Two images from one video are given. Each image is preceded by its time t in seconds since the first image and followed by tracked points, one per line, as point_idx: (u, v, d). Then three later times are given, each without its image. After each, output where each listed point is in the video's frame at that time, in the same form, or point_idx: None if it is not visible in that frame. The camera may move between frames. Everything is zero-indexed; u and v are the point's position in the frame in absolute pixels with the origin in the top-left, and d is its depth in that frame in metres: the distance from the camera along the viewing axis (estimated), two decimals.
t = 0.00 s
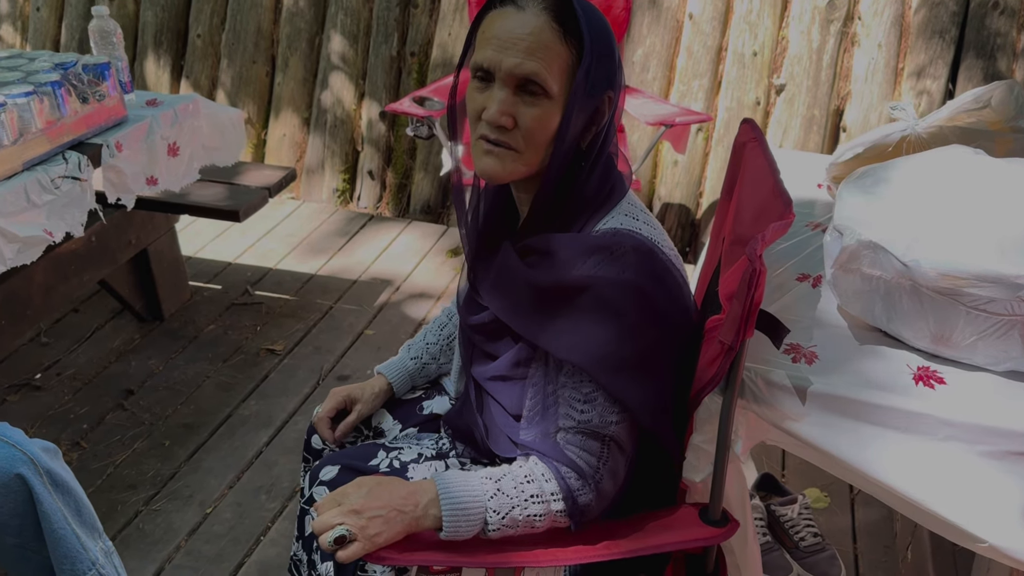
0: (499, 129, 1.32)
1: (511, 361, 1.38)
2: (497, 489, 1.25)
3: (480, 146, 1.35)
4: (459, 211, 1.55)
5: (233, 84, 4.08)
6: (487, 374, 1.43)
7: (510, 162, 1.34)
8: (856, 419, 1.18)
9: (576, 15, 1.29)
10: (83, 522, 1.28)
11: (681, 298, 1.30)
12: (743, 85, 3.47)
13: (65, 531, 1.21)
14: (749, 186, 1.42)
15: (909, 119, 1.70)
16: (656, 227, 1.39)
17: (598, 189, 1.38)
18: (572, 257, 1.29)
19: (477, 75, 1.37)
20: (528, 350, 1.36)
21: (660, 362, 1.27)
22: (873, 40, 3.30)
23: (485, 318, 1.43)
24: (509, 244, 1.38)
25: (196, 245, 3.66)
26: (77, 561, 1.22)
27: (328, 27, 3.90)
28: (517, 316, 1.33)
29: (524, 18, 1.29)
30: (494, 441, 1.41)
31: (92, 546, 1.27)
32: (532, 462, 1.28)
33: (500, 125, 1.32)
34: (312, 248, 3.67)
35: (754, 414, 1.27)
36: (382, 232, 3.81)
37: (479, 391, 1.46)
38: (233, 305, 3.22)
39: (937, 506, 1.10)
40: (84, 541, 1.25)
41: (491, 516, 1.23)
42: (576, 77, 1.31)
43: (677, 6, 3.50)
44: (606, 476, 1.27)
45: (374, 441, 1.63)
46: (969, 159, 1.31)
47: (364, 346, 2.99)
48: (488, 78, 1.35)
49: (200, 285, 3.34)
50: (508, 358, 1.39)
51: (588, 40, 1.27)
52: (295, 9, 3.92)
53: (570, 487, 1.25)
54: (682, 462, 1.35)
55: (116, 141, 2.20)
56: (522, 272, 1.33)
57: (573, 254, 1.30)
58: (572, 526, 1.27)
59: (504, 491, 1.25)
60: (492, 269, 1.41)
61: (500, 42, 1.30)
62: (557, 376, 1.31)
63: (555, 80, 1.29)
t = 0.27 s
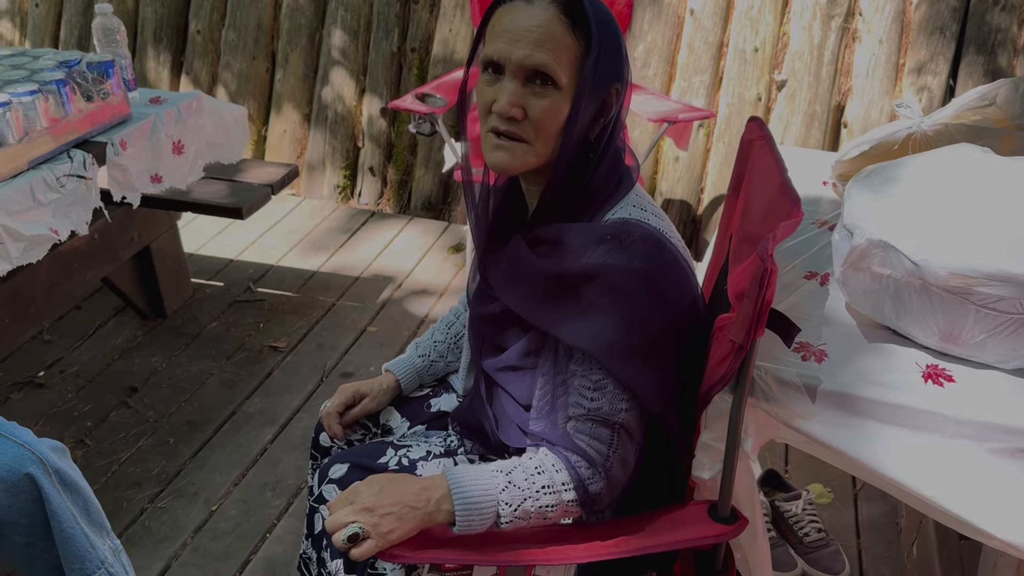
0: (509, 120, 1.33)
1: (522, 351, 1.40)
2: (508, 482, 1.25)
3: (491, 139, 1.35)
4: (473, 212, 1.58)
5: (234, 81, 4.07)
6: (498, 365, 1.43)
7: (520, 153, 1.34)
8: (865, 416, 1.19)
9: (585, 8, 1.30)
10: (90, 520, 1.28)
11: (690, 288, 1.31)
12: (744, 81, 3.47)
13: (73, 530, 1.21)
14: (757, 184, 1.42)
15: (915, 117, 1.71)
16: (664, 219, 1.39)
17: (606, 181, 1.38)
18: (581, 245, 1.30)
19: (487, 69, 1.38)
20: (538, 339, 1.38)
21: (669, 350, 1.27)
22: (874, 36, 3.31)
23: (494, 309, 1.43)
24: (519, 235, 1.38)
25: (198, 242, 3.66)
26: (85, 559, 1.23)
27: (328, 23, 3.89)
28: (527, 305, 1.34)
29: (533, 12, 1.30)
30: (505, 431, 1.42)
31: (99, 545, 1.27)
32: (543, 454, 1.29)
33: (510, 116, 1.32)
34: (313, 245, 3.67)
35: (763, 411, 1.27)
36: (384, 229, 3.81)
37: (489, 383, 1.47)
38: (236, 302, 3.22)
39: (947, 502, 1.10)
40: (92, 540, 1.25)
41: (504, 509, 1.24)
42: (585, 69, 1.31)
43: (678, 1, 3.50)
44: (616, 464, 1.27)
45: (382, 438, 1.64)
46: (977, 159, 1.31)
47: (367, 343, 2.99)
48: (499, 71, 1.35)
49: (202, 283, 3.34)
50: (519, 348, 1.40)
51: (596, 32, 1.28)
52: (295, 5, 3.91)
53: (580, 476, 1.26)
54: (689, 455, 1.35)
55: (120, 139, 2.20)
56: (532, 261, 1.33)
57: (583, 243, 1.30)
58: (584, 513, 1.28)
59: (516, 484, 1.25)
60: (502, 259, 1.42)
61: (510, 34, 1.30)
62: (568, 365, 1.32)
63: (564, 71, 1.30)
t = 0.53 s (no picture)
0: (509, 112, 1.32)
1: (523, 344, 1.40)
2: (510, 476, 1.26)
3: (491, 131, 1.35)
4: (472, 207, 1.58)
5: (230, 77, 4.06)
6: (498, 359, 1.43)
7: (519, 145, 1.33)
8: (865, 412, 1.19)
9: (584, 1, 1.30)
10: (89, 519, 1.28)
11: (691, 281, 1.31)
12: (740, 77, 3.47)
13: (72, 529, 1.21)
14: (756, 181, 1.42)
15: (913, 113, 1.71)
16: (663, 213, 1.39)
17: (605, 174, 1.38)
18: (581, 238, 1.30)
19: (487, 63, 1.38)
20: (539, 331, 1.38)
21: (669, 342, 1.27)
22: (870, 32, 3.31)
23: (495, 303, 1.43)
24: (519, 229, 1.39)
25: (194, 239, 3.65)
26: (84, 558, 1.22)
27: (325, 19, 3.88)
28: (527, 298, 1.34)
29: (533, 5, 1.30)
30: (504, 423, 1.42)
31: (98, 544, 1.26)
32: (543, 447, 1.29)
33: (509, 109, 1.31)
34: (310, 242, 3.66)
35: (764, 409, 1.28)
36: (381, 226, 3.81)
37: (489, 379, 1.48)
38: (233, 299, 3.22)
39: (945, 498, 1.10)
40: (91, 538, 1.25)
41: (505, 503, 1.24)
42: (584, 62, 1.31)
43: None
44: (617, 456, 1.27)
45: (382, 435, 1.64)
46: (976, 156, 1.32)
47: (365, 340, 2.99)
48: (498, 65, 1.35)
49: (199, 280, 3.34)
50: (520, 342, 1.40)
51: (596, 25, 1.28)
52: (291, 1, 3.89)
53: (581, 469, 1.26)
54: (688, 448, 1.34)
55: (118, 136, 2.19)
56: (532, 254, 1.33)
57: (582, 236, 1.30)
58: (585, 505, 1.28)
59: (517, 478, 1.26)
60: (502, 252, 1.42)
61: (509, 27, 1.30)
62: (568, 357, 1.32)
63: (563, 64, 1.30)
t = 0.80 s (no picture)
0: (499, 113, 1.32)
1: (514, 345, 1.40)
2: (503, 477, 1.26)
3: (482, 132, 1.35)
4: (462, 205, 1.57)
5: (223, 76, 4.05)
6: (491, 359, 1.44)
7: (510, 145, 1.33)
8: (857, 412, 1.19)
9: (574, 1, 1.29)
10: (81, 520, 1.27)
11: (683, 282, 1.31)
12: (735, 75, 3.47)
13: (64, 530, 1.21)
14: (749, 180, 1.42)
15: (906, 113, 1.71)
16: (655, 214, 1.39)
17: (597, 173, 1.38)
18: (573, 239, 1.30)
19: (477, 63, 1.38)
20: (531, 332, 1.38)
21: (661, 343, 1.28)
22: (864, 30, 3.31)
23: (487, 304, 1.43)
24: (511, 231, 1.39)
25: (188, 238, 3.64)
26: (76, 559, 1.22)
27: (319, 17, 3.87)
28: (519, 299, 1.33)
29: (522, 5, 1.29)
30: (497, 424, 1.42)
31: (90, 544, 1.26)
32: (536, 447, 1.29)
33: (499, 109, 1.31)
34: (305, 240, 3.65)
35: (757, 409, 1.27)
36: (375, 225, 3.80)
37: (483, 379, 1.48)
38: (227, 298, 3.21)
39: (937, 497, 1.11)
40: (83, 539, 1.24)
41: (499, 504, 1.24)
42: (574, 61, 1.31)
43: None
44: (610, 457, 1.28)
45: (375, 435, 1.64)
46: (969, 156, 1.32)
47: (360, 339, 2.99)
48: (489, 65, 1.35)
49: (193, 279, 3.33)
50: (512, 343, 1.40)
51: (585, 24, 1.27)
52: None
53: (574, 469, 1.27)
54: (680, 446, 1.34)
55: (110, 135, 2.18)
56: (524, 254, 1.33)
57: (574, 237, 1.30)
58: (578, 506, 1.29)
59: (511, 478, 1.26)
60: (494, 252, 1.41)
61: (499, 28, 1.30)
62: (560, 358, 1.32)
63: (553, 64, 1.29)
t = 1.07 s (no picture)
0: (499, 123, 1.33)
1: (517, 351, 1.40)
2: (509, 481, 1.26)
3: (482, 142, 1.35)
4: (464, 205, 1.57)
5: (223, 75, 4.05)
6: (494, 362, 1.44)
7: (511, 155, 1.34)
8: (862, 412, 1.20)
9: (573, 8, 1.29)
10: (86, 520, 1.27)
11: (686, 287, 1.32)
12: (734, 73, 3.47)
13: (70, 531, 1.20)
14: (752, 181, 1.42)
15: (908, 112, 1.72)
16: (658, 217, 1.40)
17: (599, 178, 1.39)
18: (576, 245, 1.31)
19: (476, 72, 1.38)
20: (533, 339, 1.38)
21: (664, 349, 1.28)
22: (864, 28, 3.31)
23: (490, 308, 1.44)
24: (513, 236, 1.39)
25: (188, 238, 3.64)
26: (83, 560, 1.22)
27: (318, 16, 3.86)
28: (522, 305, 1.33)
29: (520, 13, 1.29)
30: (501, 427, 1.43)
31: (95, 545, 1.26)
32: (541, 451, 1.30)
33: (499, 119, 1.32)
34: (305, 240, 3.65)
35: (761, 408, 1.28)
36: (375, 224, 3.80)
37: (485, 381, 1.48)
38: (227, 297, 3.21)
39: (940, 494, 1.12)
40: (88, 540, 1.24)
41: (504, 508, 1.25)
42: (574, 69, 1.31)
43: None
44: (615, 462, 1.29)
45: (379, 435, 1.64)
46: (971, 156, 1.32)
47: (361, 338, 2.99)
48: (487, 74, 1.35)
49: (194, 278, 3.33)
50: (515, 348, 1.40)
51: (584, 33, 1.27)
52: None
53: (579, 475, 1.27)
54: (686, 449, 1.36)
55: (111, 135, 2.18)
56: (526, 260, 1.33)
57: (577, 243, 1.31)
58: (583, 511, 1.29)
59: (516, 482, 1.26)
60: (495, 258, 1.41)
61: (497, 37, 1.30)
62: (563, 364, 1.32)
63: (552, 72, 1.29)
